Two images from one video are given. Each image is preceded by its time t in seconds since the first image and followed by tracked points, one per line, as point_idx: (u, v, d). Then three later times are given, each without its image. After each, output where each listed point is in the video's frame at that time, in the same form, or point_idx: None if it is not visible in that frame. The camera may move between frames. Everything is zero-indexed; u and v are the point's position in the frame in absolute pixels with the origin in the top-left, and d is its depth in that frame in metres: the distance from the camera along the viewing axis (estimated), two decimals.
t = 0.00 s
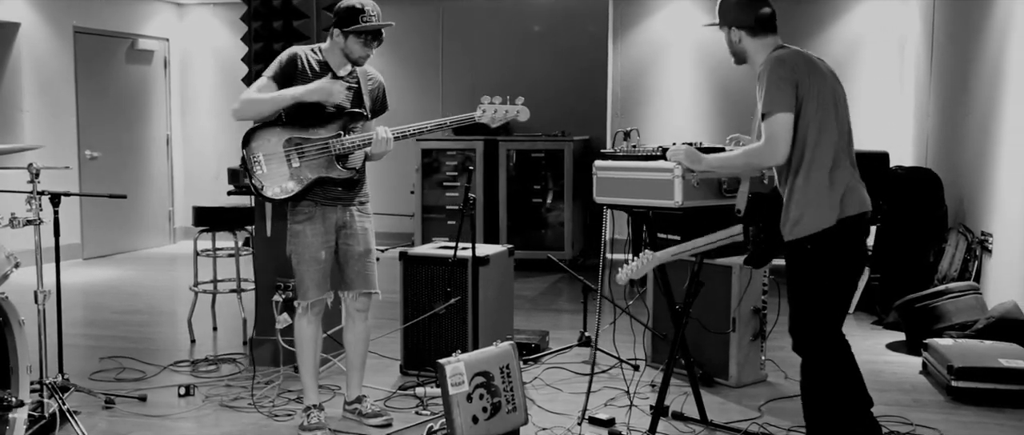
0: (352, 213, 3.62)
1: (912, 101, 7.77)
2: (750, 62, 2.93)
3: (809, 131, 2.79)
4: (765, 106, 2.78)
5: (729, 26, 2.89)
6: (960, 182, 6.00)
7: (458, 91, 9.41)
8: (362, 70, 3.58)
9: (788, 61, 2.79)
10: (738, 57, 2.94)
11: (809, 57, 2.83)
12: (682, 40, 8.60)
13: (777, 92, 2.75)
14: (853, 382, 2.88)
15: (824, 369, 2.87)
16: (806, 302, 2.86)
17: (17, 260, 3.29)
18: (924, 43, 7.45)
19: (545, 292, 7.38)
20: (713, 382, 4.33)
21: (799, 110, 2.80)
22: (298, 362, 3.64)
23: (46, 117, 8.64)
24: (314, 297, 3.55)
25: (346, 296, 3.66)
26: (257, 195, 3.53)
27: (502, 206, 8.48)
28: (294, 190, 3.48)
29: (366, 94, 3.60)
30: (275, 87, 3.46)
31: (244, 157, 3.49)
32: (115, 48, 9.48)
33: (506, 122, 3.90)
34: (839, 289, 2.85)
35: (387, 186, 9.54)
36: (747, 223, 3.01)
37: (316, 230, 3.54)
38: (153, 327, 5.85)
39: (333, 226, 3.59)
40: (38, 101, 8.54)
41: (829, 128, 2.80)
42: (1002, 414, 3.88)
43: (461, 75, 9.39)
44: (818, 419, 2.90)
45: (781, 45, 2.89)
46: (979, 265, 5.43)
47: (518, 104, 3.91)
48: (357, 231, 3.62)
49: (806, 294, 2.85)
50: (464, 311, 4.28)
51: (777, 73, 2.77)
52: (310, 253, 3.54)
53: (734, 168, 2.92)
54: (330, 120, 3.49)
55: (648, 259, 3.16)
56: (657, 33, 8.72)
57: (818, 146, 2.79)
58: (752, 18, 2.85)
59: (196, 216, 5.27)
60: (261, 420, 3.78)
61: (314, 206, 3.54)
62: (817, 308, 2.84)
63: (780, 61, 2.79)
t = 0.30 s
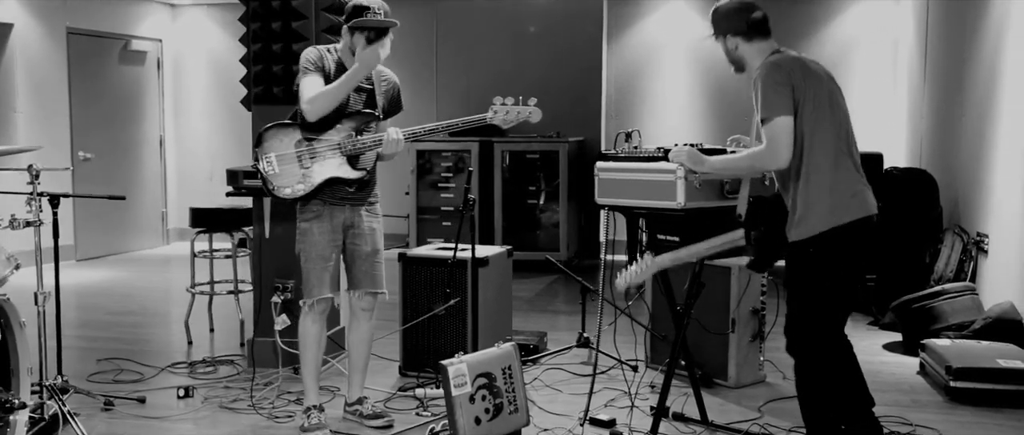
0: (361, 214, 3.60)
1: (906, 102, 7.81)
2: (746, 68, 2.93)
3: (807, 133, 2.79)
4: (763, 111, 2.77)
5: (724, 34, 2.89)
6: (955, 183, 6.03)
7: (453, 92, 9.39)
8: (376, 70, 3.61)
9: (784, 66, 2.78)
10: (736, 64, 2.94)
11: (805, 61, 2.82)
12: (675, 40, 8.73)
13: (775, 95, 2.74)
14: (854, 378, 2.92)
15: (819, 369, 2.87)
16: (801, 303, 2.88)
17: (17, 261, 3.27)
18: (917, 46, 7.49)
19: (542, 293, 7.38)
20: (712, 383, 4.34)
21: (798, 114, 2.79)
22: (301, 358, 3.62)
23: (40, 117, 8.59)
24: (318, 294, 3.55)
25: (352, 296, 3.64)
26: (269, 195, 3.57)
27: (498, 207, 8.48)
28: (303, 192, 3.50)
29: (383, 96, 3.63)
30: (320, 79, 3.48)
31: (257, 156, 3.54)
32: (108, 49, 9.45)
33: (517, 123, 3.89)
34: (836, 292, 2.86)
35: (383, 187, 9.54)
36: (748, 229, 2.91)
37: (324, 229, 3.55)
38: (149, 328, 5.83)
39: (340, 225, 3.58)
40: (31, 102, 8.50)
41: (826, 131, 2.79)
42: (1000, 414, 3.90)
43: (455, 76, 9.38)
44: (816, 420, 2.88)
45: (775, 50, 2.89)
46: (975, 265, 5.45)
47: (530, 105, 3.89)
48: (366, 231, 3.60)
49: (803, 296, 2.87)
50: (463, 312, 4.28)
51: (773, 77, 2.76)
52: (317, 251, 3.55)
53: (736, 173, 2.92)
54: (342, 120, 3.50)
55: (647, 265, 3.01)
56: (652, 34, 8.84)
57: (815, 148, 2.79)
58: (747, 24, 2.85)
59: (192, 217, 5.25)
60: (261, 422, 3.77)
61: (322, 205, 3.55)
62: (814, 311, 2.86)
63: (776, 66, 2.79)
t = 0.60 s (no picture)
0: (380, 215, 3.62)
1: (910, 103, 7.81)
2: (764, 68, 2.94)
3: (820, 134, 2.79)
4: (776, 110, 2.77)
5: (740, 36, 2.91)
6: (961, 183, 6.05)
7: (457, 93, 9.39)
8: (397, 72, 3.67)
9: (798, 66, 2.78)
10: (753, 65, 2.95)
11: (822, 61, 2.81)
12: (681, 39, 8.76)
13: (788, 96, 2.75)
14: (871, 375, 2.89)
15: (834, 369, 2.85)
16: (811, 301, 2.88)
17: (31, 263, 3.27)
18: (922, 46, 7.50)
19: (548, 293, 7.39)
20: (722, 384, 4.34)
21: (813, 114, 2.78)
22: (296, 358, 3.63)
23: (43, 118, 8.58)
24: (326, 292, 3.57)
25: (367, 296, 3.65)
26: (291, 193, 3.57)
27: (503, 208, 8.48)
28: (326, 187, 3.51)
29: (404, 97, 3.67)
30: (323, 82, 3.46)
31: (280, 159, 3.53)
32: (111, 50, 9.45)
33: (538, 119, 3.95)
34: (850, 292, 2.84)
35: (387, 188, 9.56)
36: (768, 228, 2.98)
37: (340, 228, 3.56)
38: (156, 329, 5.83)
39: (358, 226, 3.59)
40: (36, 102, 8.49)
41: (841, 132, 2.77)
42: (1012, 416, 3.91)
43: (459, 77, 9.38)
44: (830, 419, 2.85)
45: (792, 50, 2.89)
46: (984, 266, 5.50)
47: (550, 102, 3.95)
48: (383, 232, 3.62)
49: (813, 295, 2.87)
50: (473, 314, 4.27)
51: (787, 78, 2.76)
52: (330, 250, 3.57)
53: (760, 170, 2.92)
54: (363, 121, 3.50)
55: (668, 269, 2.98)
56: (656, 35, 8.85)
57: (829, 149, 2.78)
58: (762, 25, 2.86)
59: (201, 218, 5.26)
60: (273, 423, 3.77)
61: (342, 205, 3.56)
62: (826, 311, 2.85)
63: (791, 67, 2.79)
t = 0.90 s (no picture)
0: (391, 215, 3.62)
1: (927, 102, 7.79)
2: (802, 63, 2.96)
3: (846, 135, 2.81)
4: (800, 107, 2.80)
5: (782, 29, 2.92)
6: (981, 181, 6.02)
7: (470, 92, 9.38)
8: (417, 72, 3.62)
9: (833, 64, 2.80)
10: (792, 59, 2.97)
11: (858, 60, 2.82)
12: (694, 39, 8.78)
13: (817, 93, 2.76)
14: (891, 378, 2.87)
15: (855, 370, 2.85)
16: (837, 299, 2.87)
17: (56, 262, 3.28)
18: (940, 45, 7.47)
19: (564, 293, 7.39)
20: (742, 383, 4.33)
21: (841, 113, 2.81)
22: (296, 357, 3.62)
23: (60, 117, 8.61)
24: (332, 290, 3.58)
25: (383, 295, 3.67)
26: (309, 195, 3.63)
27: (518, 208, 8.48)
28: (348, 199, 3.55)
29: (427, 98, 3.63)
30: (331, 82, 3.60)
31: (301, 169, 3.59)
32: (127, 50, 9.48)
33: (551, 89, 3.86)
34: (877, 293, 2.83)
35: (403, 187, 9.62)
36: (790, 223, 2.99)
37: (351, 227, 3.58)
38: (174, 328, 5.85)
39: (369, 226, 3.60)
40: (53, 102, 8.53)
41: (867, 134, 2.79)
42: None
43: (473, 77, 9.38)
44: (855, 422, 2.86)
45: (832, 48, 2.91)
46: (1003, 266, 5.47)
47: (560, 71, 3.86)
48: (395, 232, 3.62)
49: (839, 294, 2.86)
50: (493, 313, 4.26)
51: (820, 75, 2.78)
52: (338, 248, 3.59)
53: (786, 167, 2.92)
54: (378, 120, 3.55)
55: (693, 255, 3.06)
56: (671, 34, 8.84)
57: (855, 150, 2.80)
58: (804, 20, 2.87)
59: (220, 217, 5.28)
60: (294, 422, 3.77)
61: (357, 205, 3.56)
62: (854, 310, 2.83)
63: (826, 64, 2.80)
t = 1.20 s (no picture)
0: (391, 217, 3.59)
1: (942, 102, 7.76)
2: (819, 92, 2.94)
3: (879, 149, 2.78)
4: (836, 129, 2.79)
5: (794, 58, 2.91)
6: (997, 181, 6.00)
7: (482, 91, 9.36)
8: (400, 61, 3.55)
9: (859, 83, 2.78)
10: (805, 88, 2.94)
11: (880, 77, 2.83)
12: (706, 38, 8.78)
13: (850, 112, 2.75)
14: (906, 382, 2.86)
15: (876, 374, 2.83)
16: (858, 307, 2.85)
17: (78, 260, 3.30)
18: (955, 44, 7.45)
19: (577, 292, 7.39)
20: (759, 383, 4.32)
21: (875, 129, 2.78)
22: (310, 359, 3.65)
23: (75, 116, 8.64)
24: (338, 295, 3.58)
25: (393, 298, 3.68)
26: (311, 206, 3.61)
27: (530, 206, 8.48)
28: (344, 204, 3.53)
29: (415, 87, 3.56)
30: (320, 92, 3.63)
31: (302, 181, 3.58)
32: (140, 49, 9.50)
33: (538, 45, 3.52)
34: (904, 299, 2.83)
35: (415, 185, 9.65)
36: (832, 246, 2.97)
37: (352, 230, 3.57)
38: (190, 326, 5.87)
39: (370, 228, 3.60)
40: (68, 101, 8.56)
41: (901, 148, 2.77)
42: None
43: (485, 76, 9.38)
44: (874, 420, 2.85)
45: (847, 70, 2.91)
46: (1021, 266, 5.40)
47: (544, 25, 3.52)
48: (396, 233, 3.60)
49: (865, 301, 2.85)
50: (510, 312, 4.27)
51: (849, 94, 2.77)
52: (342, 252, 3.58)
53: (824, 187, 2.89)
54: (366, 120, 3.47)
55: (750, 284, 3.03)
56: (684, 33, 8.84)
57: (890, 164, 2.78)
58: (817, 45, 2.87)
59: (236, 216, 5.31)
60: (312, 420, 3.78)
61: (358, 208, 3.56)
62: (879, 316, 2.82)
63: (853, 84, 2.79)
